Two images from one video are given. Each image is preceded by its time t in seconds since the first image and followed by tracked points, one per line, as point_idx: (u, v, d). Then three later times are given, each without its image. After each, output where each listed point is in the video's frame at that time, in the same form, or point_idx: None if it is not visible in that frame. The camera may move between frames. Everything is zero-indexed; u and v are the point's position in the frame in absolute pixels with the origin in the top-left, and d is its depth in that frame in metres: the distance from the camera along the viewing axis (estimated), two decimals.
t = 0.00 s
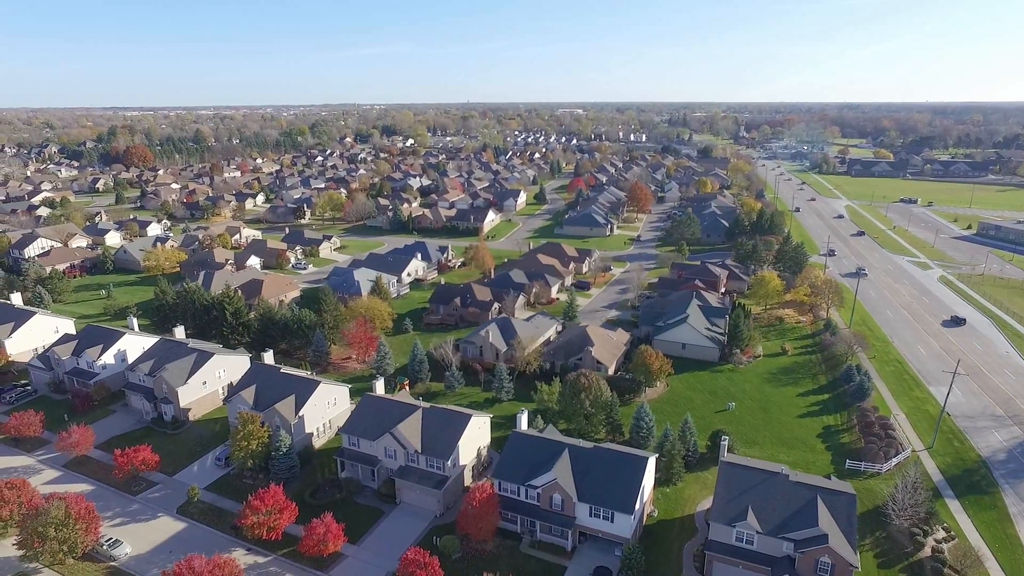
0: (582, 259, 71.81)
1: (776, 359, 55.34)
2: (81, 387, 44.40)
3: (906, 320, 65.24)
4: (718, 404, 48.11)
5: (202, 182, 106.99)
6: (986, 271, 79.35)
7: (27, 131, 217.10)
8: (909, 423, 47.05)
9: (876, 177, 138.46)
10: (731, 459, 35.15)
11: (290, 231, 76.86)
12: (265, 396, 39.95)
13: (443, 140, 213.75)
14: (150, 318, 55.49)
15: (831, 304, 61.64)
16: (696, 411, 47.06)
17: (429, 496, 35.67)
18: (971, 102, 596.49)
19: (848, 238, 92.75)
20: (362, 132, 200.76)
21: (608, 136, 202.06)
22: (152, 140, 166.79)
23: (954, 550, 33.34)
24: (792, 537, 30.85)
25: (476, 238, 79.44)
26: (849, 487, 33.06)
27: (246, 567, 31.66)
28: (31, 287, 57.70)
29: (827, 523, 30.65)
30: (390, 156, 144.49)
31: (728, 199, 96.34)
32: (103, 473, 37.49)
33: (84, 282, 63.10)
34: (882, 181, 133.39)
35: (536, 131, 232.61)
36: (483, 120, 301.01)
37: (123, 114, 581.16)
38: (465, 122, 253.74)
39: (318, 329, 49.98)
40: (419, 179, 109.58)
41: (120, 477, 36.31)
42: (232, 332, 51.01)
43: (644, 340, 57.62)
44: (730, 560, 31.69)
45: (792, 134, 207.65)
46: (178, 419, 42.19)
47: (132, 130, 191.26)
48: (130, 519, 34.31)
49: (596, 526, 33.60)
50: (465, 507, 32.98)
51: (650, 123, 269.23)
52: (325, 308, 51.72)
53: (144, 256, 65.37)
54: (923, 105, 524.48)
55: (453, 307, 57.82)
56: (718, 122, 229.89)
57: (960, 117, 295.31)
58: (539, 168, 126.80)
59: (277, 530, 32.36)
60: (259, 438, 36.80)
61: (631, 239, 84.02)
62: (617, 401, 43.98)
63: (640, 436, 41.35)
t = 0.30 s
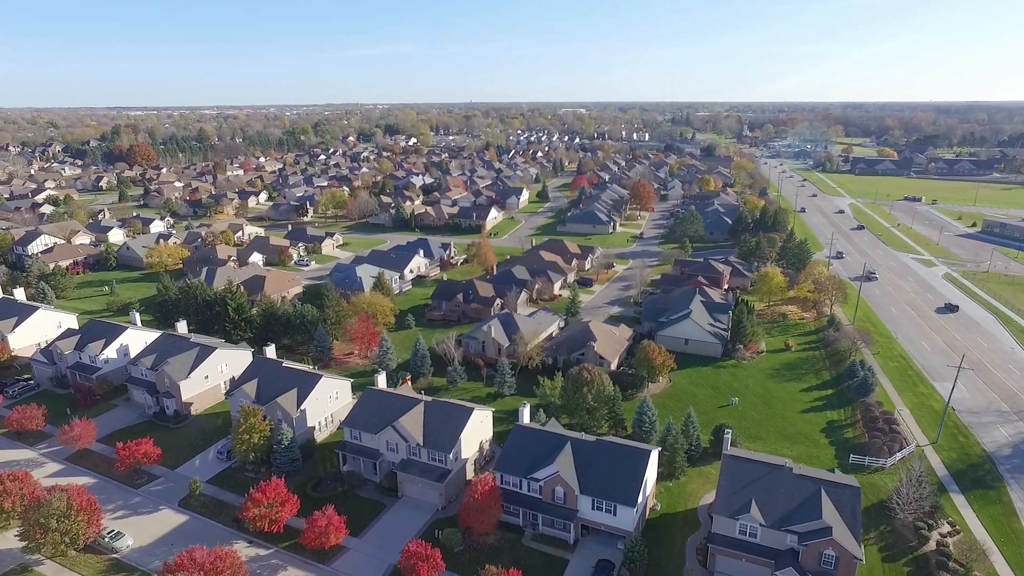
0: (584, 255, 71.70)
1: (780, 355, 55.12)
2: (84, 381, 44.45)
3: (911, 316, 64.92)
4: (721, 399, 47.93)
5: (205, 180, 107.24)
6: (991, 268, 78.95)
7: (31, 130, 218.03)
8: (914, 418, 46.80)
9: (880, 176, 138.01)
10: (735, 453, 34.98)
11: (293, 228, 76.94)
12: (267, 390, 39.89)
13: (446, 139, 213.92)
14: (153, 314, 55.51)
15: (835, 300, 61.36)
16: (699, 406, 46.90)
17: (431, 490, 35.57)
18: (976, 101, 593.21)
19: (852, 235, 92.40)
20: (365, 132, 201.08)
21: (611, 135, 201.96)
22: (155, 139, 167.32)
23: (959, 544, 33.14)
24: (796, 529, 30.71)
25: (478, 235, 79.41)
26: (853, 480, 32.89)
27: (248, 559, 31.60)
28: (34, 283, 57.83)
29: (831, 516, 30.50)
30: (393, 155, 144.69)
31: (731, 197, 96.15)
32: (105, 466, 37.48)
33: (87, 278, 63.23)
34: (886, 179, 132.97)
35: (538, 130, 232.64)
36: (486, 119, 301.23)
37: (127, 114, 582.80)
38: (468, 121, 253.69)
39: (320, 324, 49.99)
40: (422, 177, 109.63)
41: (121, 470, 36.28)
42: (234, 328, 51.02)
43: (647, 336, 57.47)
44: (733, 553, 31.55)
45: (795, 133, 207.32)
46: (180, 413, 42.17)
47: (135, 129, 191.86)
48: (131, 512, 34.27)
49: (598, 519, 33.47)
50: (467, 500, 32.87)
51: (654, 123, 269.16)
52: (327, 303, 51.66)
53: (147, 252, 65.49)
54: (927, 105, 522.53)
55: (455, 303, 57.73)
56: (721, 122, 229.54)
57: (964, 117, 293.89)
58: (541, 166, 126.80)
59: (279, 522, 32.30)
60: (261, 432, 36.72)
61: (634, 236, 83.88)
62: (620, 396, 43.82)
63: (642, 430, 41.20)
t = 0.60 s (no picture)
0: (587, 252, 71.53)
1: (783, 351, 54.89)
2: (87, 376, 44.53)
3: (915, 313, 64.59)
4: (724, 394, 47.75)
5: (208, 179, 107.44)
6: (996, 265, 78.50)
7: (34, 130, 218.62)
8: (918, 413, 46.53)
9: (884, 174, 137.45)
10: (738, 446, 34.79)
11: (296, 225, 77.01)
12: (269, 384, 39.84)
13: (449, 138, 214.00)
14: (156, 309, 55.58)
15: (839, 296, 61.10)
16: (702, 401, 46.72)
17: (433, 483, 35.46)
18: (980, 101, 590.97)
19: (856, 233, 92.05)
20: (368, 131, 201.26)
21: (614, 134, 201.66)
22: (159, 138, 167.80)
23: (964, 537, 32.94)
24: (800, 522, 30.53)
25: (481, 232, 79.38)
26: (857, 473, 32.71)
27: (249, 552, 31.56)
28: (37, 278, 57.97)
29: (835, 509, 30.33)
30: (396, 153, 144.74)
31: (734, 195, 95.88)
32: (107, 460, 37.49)
33: (91, 275, 63.38)
34: (891, 178, 132.41)
35: (541, 130, 232.60)
36: (489, 118, 301.22)
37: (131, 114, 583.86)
38: (471, 120, 253.72)
39: (323, 320, 50.02)
40: (425, 176, 109.67)
41: (123, 463, 36.27)
42: (237, 323, 51.02)
43: (650, 332, 57.31)
44: (736, 546, 31.38)
45: (798, 132, 206.76)
46: (183, 407, 42.17)
47: (139, 129, 192.40)
48: (134, 505, 34.25)
49: (601, 512, 33.31)
50: (469, 493, 32.75)
51: (657, 122, 268.88)
52: (330, 298, 51.65)
53: (150, 249, 65.60)
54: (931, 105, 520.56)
55: (458, 299, 57.62)
56: (724, 120, 229.05)
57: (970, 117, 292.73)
58: (544, 165, 126.71)
59: (281, 515, 32.25)
60: (263, 425, 36.62)
61: (637, 234, 83.72)
62: (623, 390, 43.66)
63: (645, 425, 41.05)
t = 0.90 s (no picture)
0: (590, 249, 71.37)
1: (787, 346, 54.67)
2: (89, 370, 44.59)
3: (920, 310, 64.25)
4: (728, 389, 47.58)
5: (211, 177, 107.63)
6: (1001, 262, 78.11)
7: (39, 130, 219.37)
8: (923, 408, 46.29)
9: (888, 172, 136.93)
10: (741, 439, 34.61)
11: (298, 222, 77.03)
12: (272, 378, 39.79)
13: (451, 137, 214.35)
14: (159, 305, 55.64)
15: (843, 292, 60.85)
16: (705, 396, 46.56)
17: (435, 476, 35.38)
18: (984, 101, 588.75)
19: (860, 230, 91.66)
20: (370, 130, 201.48)
21: (617, 133, 201.46)
22: (162, 137, 168.20)
23: (969, 531, 32.75)
24: (804, 515, 30.36)
25: (484, 230, 79.29)
26: (861, 466, 32.54)
27: (251, 544, 31.51)
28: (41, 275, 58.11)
29: (839, 501, 30.15)
30: (399, 152, 144.69)
31: (737, 192, 95.63)
32: (109, 453, 37.47)
33: (94, 271, 63.53)
34: (895, 176, 131.87)
35: (544, 129, 232.58)
36: (492, 117, 301.09)
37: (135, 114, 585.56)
38: (473, 120, 253.93)
39: (325, 315, 50.00)
40: (427, 174, 109.72)
41: (125, 456, 36.25)
42: (239, 319, 51.00)
43: (653, 328, 57.16)
44: (740, 539, 31.24)
45: (802, 131, 206.21)
46: (185, 401, 42.17)
47: (143, 128, 193.13)
48: (136, 498, 34.24)
49: (603, 505, 33.18)
50: (471, 485, 32.62)
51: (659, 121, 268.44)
52: (332, 294, 51.61)
53: (153, 245, 65.70)
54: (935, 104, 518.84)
55: (460, 295, 57.46)
56: (727, 119, 228.59)
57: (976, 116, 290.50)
58: (547, 163, 126.61)
59: (282, 508, 32.16)
60: (265, 418, 36.54)
61: (640, 231, 83.51)
62: (625, 385, 43.53)
63: (648, 419, 40.90)
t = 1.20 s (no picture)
0: (592, 246, 71.21)
1: (790, 342, 54.46)
2: (92, 365, 44.63)
3: (924, 306, 63.97)
4: (731, 384, 47.41)
5: (214, 175, 107.80)
6: (1006, 259, 77.73)
7: (44, 129, 220.18)
8: (927, 403, 46.06)
9: (891, 171, 136.51)
10: (744, 432, 34.44)
11: (301, 219, 77.08)
12: (273, 371, 39.72)
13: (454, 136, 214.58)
14: (161, 301, 55.68)
15: (846, 288, 60.60)
16: (708, 391, 46.41)
17: (437, 469, 35.27)
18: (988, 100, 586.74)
19: (864, 228, 91.34)
20: (373, 129, 201.72)
21: (619, 132, 201.31)
22: (165, 136, 168.59)
23: (974, 524, 32.57)
24: (807, 507, 30.21)
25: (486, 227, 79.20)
26: (866, 459, 32.35)
27: (252, 537, 31.44)
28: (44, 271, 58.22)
29: (843, 493, 29.99)
30: (401, 151, 144.73)
31: (740, 190, 95.37)
32: (111, 447, 37.46)
33: (97, 268, 63.65)
34: (898, 174, 131.48)
35: (546, 128, 232.71)
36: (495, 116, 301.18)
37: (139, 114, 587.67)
38: (475, 119, 254.14)
39: (327, 310, 50.00)
40: (430, 172, 109.82)
41: (127, 449, 36.23)
42: (241, 314, 50.98)
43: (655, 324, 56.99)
44: (743, 532, 31.11)
45: (805, 129, 205.72)
46: (187, 395, 42.15)
47: (146, 126, 193.75)
48: (137, 490, 34.22)
49: (606, 498, 33.06)
50: (473, 478, 32.49)
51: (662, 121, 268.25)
52: (334, 289, 51.58)
53: (155, 242, 65.80)
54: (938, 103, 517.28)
55: (462, 292, 57.27)
56: (730, 119, 228.25)
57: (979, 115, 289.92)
58: (550, 161, 126.56)
59: (284, 500, 32.09)
60: (267, 412, 36.46)
61: (643, 229, 83.30)
62: (628, 379, 43.38)
63: (651, 413, 40.74)
